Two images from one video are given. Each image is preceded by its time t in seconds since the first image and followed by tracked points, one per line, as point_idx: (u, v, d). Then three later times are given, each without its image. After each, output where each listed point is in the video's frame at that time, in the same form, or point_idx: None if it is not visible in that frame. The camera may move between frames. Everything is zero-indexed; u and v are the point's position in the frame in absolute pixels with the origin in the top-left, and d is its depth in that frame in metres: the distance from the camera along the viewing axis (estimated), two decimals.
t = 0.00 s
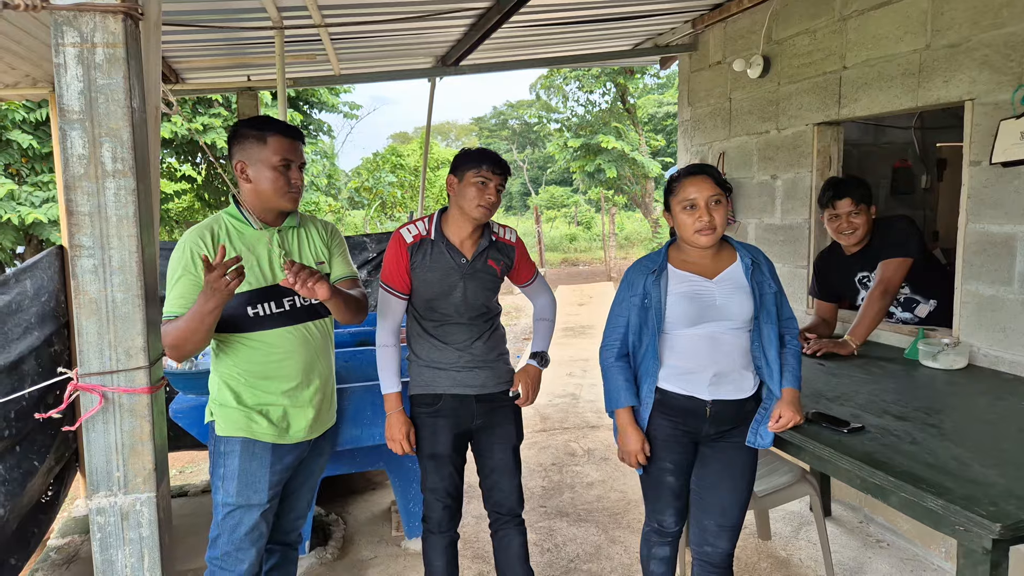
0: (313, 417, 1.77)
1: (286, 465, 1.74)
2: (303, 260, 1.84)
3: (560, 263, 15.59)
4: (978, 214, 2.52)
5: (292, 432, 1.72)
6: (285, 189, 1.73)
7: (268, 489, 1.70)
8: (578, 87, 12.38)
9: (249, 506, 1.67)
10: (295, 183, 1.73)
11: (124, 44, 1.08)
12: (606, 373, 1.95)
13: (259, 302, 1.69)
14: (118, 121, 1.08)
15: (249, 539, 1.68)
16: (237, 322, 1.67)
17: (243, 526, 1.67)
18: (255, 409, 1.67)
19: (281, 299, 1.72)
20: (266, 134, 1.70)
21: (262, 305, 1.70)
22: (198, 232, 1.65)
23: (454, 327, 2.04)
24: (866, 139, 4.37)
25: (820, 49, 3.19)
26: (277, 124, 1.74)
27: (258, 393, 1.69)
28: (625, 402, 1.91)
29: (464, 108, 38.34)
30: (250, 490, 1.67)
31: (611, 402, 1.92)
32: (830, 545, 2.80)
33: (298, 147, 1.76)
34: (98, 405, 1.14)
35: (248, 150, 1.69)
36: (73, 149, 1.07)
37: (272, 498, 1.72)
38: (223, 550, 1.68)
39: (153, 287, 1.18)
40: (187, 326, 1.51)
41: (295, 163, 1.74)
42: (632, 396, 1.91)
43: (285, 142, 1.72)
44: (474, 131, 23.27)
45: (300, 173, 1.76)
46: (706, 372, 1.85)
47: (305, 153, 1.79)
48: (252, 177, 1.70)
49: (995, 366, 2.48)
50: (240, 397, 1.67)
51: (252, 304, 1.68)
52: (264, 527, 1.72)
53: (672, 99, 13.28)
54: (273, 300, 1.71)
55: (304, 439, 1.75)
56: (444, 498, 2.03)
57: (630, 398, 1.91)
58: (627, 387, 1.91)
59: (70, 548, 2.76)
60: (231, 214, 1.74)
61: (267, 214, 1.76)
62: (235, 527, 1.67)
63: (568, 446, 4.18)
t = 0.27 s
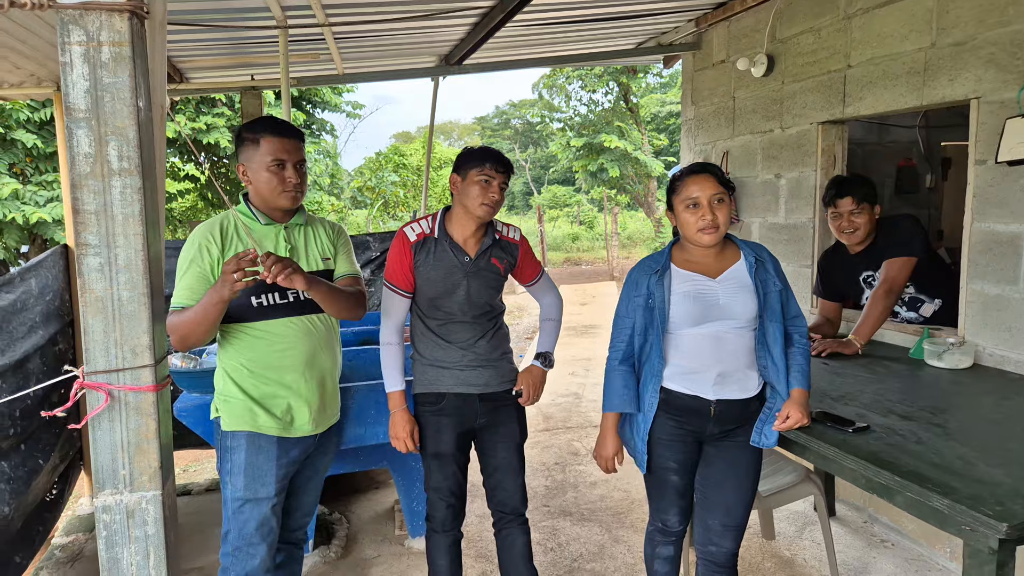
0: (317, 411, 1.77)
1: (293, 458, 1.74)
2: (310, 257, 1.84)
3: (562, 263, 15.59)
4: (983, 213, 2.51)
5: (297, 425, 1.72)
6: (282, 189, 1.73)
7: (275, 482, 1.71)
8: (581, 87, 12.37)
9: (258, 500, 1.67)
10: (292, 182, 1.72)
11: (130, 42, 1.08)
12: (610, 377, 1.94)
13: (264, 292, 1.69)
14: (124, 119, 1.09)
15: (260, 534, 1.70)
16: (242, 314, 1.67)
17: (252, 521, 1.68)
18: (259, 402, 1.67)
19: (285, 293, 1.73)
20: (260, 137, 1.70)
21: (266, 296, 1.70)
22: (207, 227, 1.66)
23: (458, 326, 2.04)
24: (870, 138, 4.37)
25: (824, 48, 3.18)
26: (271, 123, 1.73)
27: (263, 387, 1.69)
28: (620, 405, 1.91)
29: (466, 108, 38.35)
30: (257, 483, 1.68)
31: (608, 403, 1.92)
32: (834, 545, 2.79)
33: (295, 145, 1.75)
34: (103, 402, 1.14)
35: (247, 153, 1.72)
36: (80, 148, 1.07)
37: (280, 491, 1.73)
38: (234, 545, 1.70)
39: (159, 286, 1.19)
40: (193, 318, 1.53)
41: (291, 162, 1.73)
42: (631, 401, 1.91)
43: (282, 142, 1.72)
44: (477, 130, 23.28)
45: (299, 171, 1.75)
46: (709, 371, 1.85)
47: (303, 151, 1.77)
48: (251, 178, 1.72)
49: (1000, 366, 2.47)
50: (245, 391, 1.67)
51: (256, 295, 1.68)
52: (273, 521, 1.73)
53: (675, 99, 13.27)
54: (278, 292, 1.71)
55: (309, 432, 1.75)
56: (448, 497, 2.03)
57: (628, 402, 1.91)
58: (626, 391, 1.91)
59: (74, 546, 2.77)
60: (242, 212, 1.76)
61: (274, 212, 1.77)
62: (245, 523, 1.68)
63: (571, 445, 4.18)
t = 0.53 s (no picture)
0: (318, 409, 1.76)
1: (294, 457, 1.74)
2: (310, 257, 1.84)
3: (565, 262, 15.58)
4: (989, 212, 2.50)
5: (297, 424, 1.72)
6: (287, 188, 1.73)
7: (276, 482, 1.70)
8: (584, 86, 12.37)
9: (259, 499, 1.67)
10: (298, 182, 1.73)
11: (138, 41, 1.08)
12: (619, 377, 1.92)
13: (265, 290, 1.71)
14: (131, 117, 1.09)
15: (261, 534, 1.69)
16: (243, 311, 1.69)
17: (253, 520, 1.68)
18: (260, 401, 1.67)
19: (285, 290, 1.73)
20: (269, 135, 1.71)
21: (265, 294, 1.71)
22: (209, 224, 1.69)
23: (462, 324, 2.04)
24: (875, 138, 4.35)
25: (830, 46, 3.17)
26: (281, 123, 1.74)
27: (262, 386, 1.69)
28: (631, 406, 1.89)
29: (469, 107, 38.35)
30: (257, 483, 1.68)
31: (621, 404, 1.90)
32: (839, 545, 2.79)
33: (302, 146, 1.76)
34: (111, 400, 1.14)
35: (254, 151, 1.72)
36: (86, 146, 1.08)
37: (281, 490, 1.73)
38: (235, 545, 1.69)
39: (166, 285, 1.19)
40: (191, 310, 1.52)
41: (298, 162, 1.74)
42: (642, 401, 1.90)
43: (290, 142, 1.73)
44: (480, 130, 23.28)
45: (304, 172, 1.76)
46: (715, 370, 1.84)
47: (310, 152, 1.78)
48: (256, 176, 1.72)
49: (1007, 366, 2.46)
50: (245, 390, 1.68)
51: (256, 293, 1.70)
52: (274, 521, 1.72)
53: (679, 98, 13.26)
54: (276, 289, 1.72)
55: (310, 430, 1.74)
56: (453, 496, 2.03)
57: (638, 402, 1.89)
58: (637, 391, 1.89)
59: (79, 545, 2.77)
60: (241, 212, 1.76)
61: (275, 211, 1.78)
62: (245, 523, 1.68)
63: (575, 445, 4.18)
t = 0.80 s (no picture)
0: (311, 409, 1.76)
1: (287, 456, 1.73)
2: (306, 257, 1.85)
3: (569, 262, 15.58)
4: (995, 211, 2.49)
5: (290, 424, 1.72)
6: (291, 189, 1.74)
7: (268, 481, 1.70)
8: (587, 85, 12.35)
9: (250, 498, 1.67)
10: (301, 185, 1.75)
11: (143, 39, 1.08)
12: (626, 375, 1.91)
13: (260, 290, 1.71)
14: (137, 115, 1.09)
15: (255, 533, 1.69)
16: (239, 309, 1.69)
17: (247, 519, 1.68)
18: (251, 402, 1.68)
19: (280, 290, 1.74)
20: (273, 135, 1.71)
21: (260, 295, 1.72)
22: (203, 224, 1.69)
23: (466, 324, 2.04)
24: (880, 137, 4.33)
25: (835, 45, 3.16)
26: (286, 124, 1.75)
27: (253, 387, 1.69)
28: (643, 405, 1.88)
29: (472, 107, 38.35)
30: (250, 482, 1.68)
31: (631, 404, 1.89)
32: (843, 544, 2.78)
33: (305, 148, 1.77)
34: (117, 398, 1.15)
35: (255, 151, 1.71)
36: (92, 144, 1.08)
37: (274, 489, 1.72)
38: (230, 544, 1.69)
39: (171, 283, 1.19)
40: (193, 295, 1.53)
41: (302, 164, 1.75)
42: (652, 400, 1.88)
43: (294, 144, 1.74)
44: (483, 129, 23.29)
45: (306, 173, 1.77)
46: (722, 369, 1.83)
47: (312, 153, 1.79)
48: (259, 176, 1.71)
49: (1012, 365, 2.45)
50: (236, 391, 1.68)
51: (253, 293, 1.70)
52: (269, 520, 1.72)
53: (682, 97, 13.23)
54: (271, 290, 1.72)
55: (302, 430, 1.74)
56: (457, 494, 2.03)
57: (649, 401, 1.88)
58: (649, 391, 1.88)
59: (84, 543, 2.78)
60: (236, 211, 1.76)
61: (273, 211, 1.77)
62: (239, 522, 1.67)
63: (578, 444, 4.17)
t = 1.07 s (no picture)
0: (305, 411, 1.76)
1: (280, 457, 1.73)
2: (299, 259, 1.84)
3: (571, 261, 15.58)
4: (999, 209, 2.48)
5: (283, 425, 1.72)
6: (284, 192, 1.74)
7: (261, 482, 1.70)
8: (589, 84, 12.35)
9: (243, 499, 1.67)
10: (294, 186, 1.75)
11: (145, 38, 1.08)
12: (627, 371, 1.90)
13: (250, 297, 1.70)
14: (139, 115, 1.09)
15: (250, 533, 1.69)
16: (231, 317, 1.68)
17: (241, 519, 1.68)
18: (244, 404, 1.68)
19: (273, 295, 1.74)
20: (263, 139, 1.70)
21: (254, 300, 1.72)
22: (191, 229, 1.67)
23: (469, 324, 2.04)
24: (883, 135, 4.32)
25: (837, 43, 3.15)
26: (274, 125, 1.73)
27: (246, 390, 1.70)
28: (643, 403, 1.88)
29: (475, 106, 38.36)
30: (242, 484, 1.68)
31: (632, 401, 1.89)
32: (846, 543, 2.78)
33: (294, 149, 1.76)
34: (119, 397, 1.15)
35: (245, 154, 1.70)
36: (95, 144, 1.08)
37: (268, 490, 1.73)
38: (227, 543, 1.70)
39: (174, 283, 1.20)
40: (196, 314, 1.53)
41: (293, 166, 1.74)
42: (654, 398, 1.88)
43: (284, 146, 1.72)
44: (485, 128, 23.30)
45: (298, 174, 1.77)
46: (725, 368, 1.83)
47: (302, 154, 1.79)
48: (250, 180, 1.71)
49: (1016, 364, 2.45)
50: (230, 394, 1.69)
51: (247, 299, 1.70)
52: (265, 520, 1.72)
53: (684, 97, 13.21)
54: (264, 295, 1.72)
55: (296, 432, 1.73)
56: (459, 493, 2.04)
57: (649, 399, 1.88)
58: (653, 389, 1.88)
59: (89, 542, 2.79)
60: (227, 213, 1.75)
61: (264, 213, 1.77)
62: (234, 523, 1.68)
63: (581, 443, 4.17)
